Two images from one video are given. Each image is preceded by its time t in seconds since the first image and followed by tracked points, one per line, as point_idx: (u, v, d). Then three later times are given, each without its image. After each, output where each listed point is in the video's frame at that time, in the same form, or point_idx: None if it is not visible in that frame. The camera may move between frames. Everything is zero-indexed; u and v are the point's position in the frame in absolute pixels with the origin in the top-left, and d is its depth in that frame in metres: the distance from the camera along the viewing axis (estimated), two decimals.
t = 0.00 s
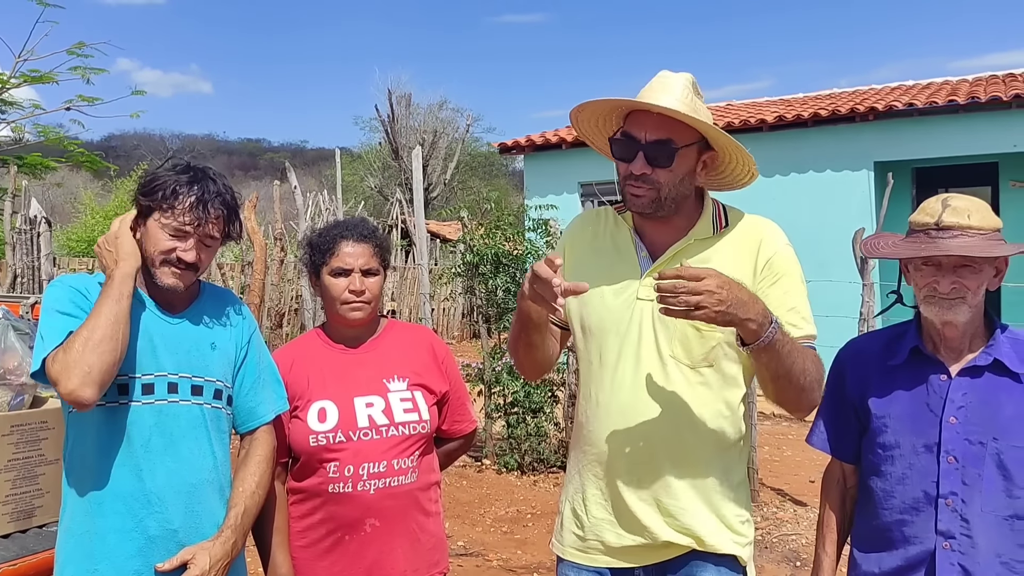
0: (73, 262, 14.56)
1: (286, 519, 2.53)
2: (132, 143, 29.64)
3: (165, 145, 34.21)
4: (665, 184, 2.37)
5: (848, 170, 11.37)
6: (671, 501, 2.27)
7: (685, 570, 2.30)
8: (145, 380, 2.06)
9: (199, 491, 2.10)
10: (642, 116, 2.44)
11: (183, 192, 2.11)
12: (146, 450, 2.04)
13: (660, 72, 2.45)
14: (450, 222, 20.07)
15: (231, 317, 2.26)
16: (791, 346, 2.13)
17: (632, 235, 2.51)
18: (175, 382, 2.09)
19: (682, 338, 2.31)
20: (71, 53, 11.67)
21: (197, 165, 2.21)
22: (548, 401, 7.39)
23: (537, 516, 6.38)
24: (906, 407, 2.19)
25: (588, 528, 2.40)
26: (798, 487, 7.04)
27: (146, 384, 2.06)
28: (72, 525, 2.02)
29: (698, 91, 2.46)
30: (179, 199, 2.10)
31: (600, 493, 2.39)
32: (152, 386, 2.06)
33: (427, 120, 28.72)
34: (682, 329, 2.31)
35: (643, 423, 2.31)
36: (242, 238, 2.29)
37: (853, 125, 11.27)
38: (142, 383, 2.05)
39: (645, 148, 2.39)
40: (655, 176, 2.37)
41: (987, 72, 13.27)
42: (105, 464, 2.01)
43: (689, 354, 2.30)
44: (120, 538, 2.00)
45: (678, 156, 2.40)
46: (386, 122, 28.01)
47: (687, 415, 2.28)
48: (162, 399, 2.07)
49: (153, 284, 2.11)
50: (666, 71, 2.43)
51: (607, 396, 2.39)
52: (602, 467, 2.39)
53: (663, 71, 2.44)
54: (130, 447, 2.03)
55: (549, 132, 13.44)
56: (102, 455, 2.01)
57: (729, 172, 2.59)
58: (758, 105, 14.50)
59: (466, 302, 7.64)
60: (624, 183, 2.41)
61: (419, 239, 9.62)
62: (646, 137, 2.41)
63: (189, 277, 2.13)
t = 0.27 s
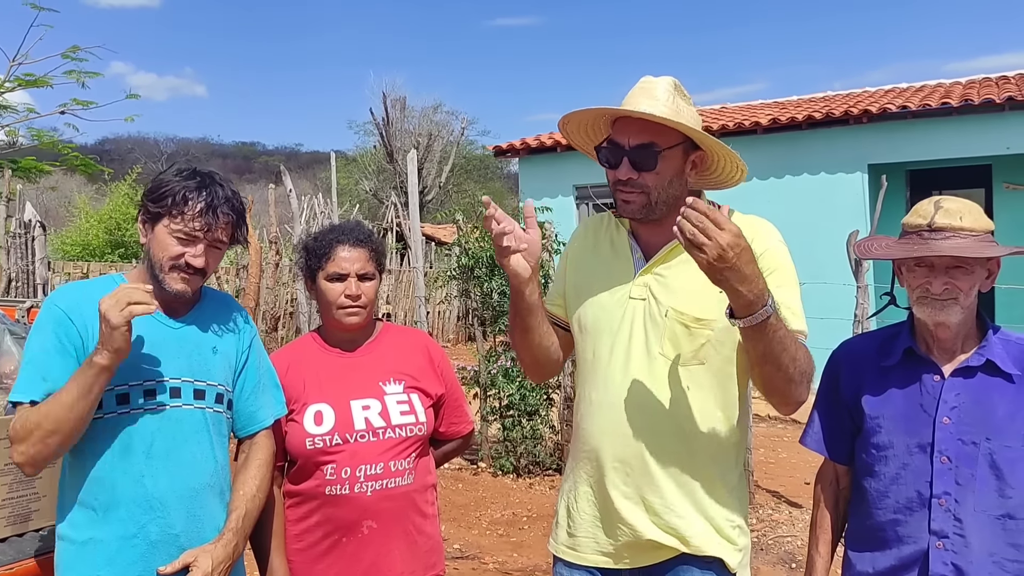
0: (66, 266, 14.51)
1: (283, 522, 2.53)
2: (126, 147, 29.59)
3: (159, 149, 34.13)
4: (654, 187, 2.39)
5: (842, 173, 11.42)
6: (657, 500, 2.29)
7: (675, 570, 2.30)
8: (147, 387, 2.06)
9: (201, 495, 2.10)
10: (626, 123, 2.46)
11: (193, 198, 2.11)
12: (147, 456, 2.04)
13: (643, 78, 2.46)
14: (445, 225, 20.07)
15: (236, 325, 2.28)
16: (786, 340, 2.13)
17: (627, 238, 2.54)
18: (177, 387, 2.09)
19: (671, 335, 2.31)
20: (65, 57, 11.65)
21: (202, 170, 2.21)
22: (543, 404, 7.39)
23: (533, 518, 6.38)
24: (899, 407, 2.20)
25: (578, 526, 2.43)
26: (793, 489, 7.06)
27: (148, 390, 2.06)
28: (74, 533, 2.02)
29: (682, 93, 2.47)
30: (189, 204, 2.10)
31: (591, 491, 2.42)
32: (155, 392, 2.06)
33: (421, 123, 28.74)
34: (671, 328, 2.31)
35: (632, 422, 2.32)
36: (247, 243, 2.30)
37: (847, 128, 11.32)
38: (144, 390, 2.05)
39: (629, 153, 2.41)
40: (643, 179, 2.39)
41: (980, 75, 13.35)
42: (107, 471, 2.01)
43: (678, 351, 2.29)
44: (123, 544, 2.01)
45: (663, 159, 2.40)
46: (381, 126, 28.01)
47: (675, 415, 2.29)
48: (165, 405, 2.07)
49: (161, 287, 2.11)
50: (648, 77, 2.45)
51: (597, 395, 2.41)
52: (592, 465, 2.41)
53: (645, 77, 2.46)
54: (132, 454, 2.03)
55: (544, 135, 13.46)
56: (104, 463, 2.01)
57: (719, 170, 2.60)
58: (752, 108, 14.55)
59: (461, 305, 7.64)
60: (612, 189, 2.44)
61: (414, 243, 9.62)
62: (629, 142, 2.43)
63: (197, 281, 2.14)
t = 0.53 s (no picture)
0: (64, 270, 14.50)
1: (282, 526, 2.54)
2: (124, 152, 29.58)
3: (156, 154, 34.12)
4: (645, 197, 2.40)
5: (839, 175, 11.46)
6: (648, 506, 2.31)
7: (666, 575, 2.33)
8: (149, 393, 2.07)
9: (202, 501, 2.12)
10: (615, 132, 2.47)
11: (202, 204, 2.13)
12: (149, 461, 2.05)
13: (631, 85, 2.47)
14: (442, 229, 20.07)
15: (240, 331, 2.28)
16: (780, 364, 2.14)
17: (619, 244, 2.56)
18: (180, 392, 2.11)
19: (662, 345, 2.33)
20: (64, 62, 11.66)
21: (207, 176, 2.22)
22: (542, 408, 7.41)
23: (531, 522, 6.39)
24: (897, 409, 2.22)
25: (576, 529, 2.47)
26: (791, 491, 7.08)
27: (151, 396, 2.07)
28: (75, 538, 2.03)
29: (670, 99, 2.47)
30: (198, 211, 2.12)
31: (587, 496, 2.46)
32: (158, 397, 2.08)
33: (419, 127, 28.80)
34: (663, 337, 2.34)
35: (623, 429, 2.35)
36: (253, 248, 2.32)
37: (844, 131, 11.36)
38: (147, 395, 2.07)
39: (620, 163, 2.42)
40: (635, 189, 2.40)
41: (976, 78, 13.41)
42: (109, 477, 2.02)
43: (670, 361, 2.31)
44: (125, 550, 2.02)
45: (653, 167, 2.42)
46: (378, 130, 28.05)
47: (665, 423, 2.30)
48: (168, 410, 2.09)
49: (165, 294, 2.12)
50: (637, 83, 2.46)
51: (592, 401, 2.46)
52: (588, 470, 2.45)
53: (633, 84, 2.46)
54: (135, 460, 2.04)
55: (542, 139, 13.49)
56: (107, 469, 2.02)
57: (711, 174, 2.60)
58: (749, 111, 14.60)
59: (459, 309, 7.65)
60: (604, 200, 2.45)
61: (412, 247, 9.63)
62: (620, 151, 2.44)
63: (203, 287, 2.15)
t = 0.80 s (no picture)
0: (63, 276, 14.51)
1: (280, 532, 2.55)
2: (124, 157, 29.62)
3: (156, 159, 34.16)
4: (638, 204, 2.41)
5: (838, 178, 11.48)
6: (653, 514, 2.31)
7: None
8: (151, 400, 2.08)
9: (204, 508, 2.12)
10: (606, 140, 2.48)
11: (202, 211, 2.14)
12: (151, 469, 2.06)
13: (618, 92, 2.49)
14: (441, 233, 20.08)
15: (243, 337, 2.28)
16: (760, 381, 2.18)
17: (608, 250, 2.56)
18: (182, 399, 2.11)
19: (662, 354, 2.36)
20: (63, 68, 11.69)
21: (209, 182, 2.22)
22: (541, 412, 7.42)
23: (531, 526, 6.39)
24: (894, 413, 2.23)
25: (580, 538, 2.47)
26: (791, 494, 7.08)
27: (152, 403, 2.08)
28: (77, 545, 2.04)
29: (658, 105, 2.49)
30: (200, 217, 2.13)
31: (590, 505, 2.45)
32: (159, 404, 2.09)
33: (418, 131, 28.84)
34: (661, 345, 2.35)
35: (625, 439, 2.35)
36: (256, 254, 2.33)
37: (842, 134, 11.39)
38: (149, 402, 2.07)
39: (613, 171, 2.43)
40: (628, 197, 2.41)
41: (974, 81, 13.44)
42: (112, 484, 2.04)
43: (670, 370, 2.35)
44: (126, 558, 2.03)
45: (646, 174, 2.43)
46: (377, 134, 28.09)
47: (668, 430, 2.31)
48: (169, 417, 2.09)
49: (168, 300, 2.13)
50: (623, 90, 2.47)
51: (592, 411, 2.46)
52: (590, 480, 2.45)
53: (620, 90, 2.48)
54: (136, 468, 2.05)
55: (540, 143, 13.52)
56: (109, 477, 2.04)
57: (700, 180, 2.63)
58: (747, 114, 14.62)
59: (458, 313, 7.66)
60: (598, 208, 2.46)
61: (411, 251, 9.65)
62: (611, 159, 2.46)
63: (206, 294, 2.16)
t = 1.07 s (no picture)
0: (63, 281, 14.52)
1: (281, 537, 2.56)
2: (124, 161, 29.66)
3: (156, 163, 34.18)
4: (652, 201, 2.45)
5: (837, 180, 11.49)
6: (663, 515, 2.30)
7: None
8: (150, 406, 2.08)
9: (203, 514, 2.13)
10: (612, 141, 2.50)
11: (201, 214, 2.15)
12: (151, 476, 2.07)
13: (612, 94, 2.52)
14: (442, 237, 20.08)
15: (242, 341, 2.30)
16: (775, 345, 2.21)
17: (609, 249, 2.57)
18: (181, 405, 2.12)
19: (669, 351, 2.35)
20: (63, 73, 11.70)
21: (204, 185, 2.23)
22: (542, 415, 7.42)
23: (532, 529, 6.39)
24: (893, 416, 2.23)
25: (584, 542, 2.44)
26: (793, 497, 7.08)
27: (152, 409, 2.08)
28: (77, 552, 2.04)
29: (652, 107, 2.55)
30: (198, 220, 2.14)
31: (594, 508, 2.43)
32: (158, 410, 2.09)
33: (417, 135, 28.88)
34: (668, 342, 2.35)
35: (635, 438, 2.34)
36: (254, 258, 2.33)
37: (841, 136, 11.40)
38: (148, 408, 2.08)
39: (625, 171, 2.46)
40: (642, 195, 2.44)
41: (973, 82, 13.46)
42: (112, 491, 2.04)
43: (678, 367, 2.34)
44: (125, 564, 2.03)
45: (659, 170, 2.48)
46: (377, 138, 28.12)
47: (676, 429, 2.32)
48: (168, 423, 2.10)
49: (169, 304, 2.13)
50: (617, 92, 2.50)
51: (597, 412, 2.43)
52: (595, 482, 2.42)
53: (615, 92, 2.51)
54: (136, 474, 2.06)
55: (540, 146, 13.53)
56: (109, 483, 2.05)
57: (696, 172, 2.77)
58: (747, 117, 14.64)
59: (459, 316, 7.67)
60: (610, 209, 2.46)
61: (411, 254, 9.65)
62: (622, 159, 2.48)
63: (206, 298, 2.17)
